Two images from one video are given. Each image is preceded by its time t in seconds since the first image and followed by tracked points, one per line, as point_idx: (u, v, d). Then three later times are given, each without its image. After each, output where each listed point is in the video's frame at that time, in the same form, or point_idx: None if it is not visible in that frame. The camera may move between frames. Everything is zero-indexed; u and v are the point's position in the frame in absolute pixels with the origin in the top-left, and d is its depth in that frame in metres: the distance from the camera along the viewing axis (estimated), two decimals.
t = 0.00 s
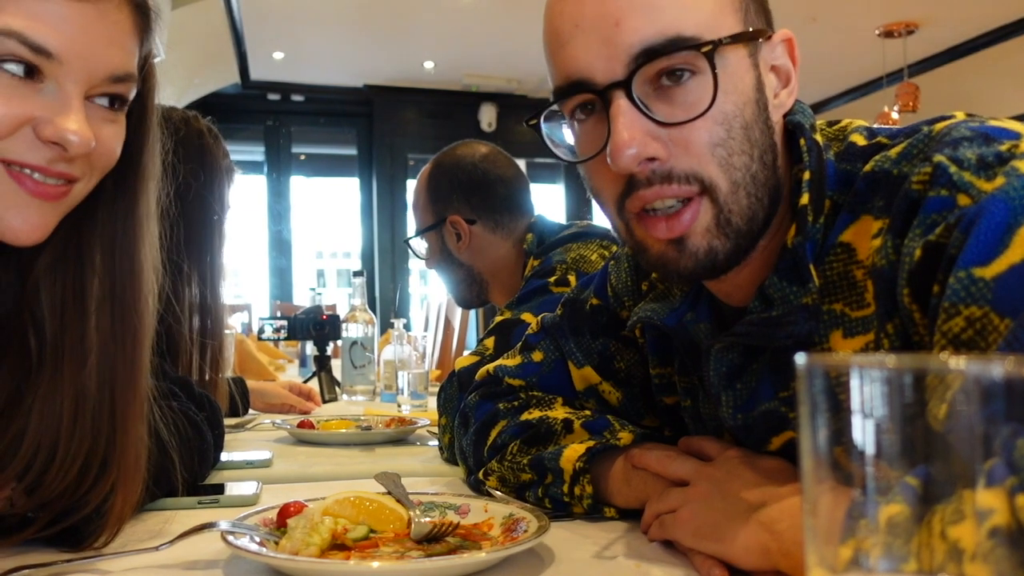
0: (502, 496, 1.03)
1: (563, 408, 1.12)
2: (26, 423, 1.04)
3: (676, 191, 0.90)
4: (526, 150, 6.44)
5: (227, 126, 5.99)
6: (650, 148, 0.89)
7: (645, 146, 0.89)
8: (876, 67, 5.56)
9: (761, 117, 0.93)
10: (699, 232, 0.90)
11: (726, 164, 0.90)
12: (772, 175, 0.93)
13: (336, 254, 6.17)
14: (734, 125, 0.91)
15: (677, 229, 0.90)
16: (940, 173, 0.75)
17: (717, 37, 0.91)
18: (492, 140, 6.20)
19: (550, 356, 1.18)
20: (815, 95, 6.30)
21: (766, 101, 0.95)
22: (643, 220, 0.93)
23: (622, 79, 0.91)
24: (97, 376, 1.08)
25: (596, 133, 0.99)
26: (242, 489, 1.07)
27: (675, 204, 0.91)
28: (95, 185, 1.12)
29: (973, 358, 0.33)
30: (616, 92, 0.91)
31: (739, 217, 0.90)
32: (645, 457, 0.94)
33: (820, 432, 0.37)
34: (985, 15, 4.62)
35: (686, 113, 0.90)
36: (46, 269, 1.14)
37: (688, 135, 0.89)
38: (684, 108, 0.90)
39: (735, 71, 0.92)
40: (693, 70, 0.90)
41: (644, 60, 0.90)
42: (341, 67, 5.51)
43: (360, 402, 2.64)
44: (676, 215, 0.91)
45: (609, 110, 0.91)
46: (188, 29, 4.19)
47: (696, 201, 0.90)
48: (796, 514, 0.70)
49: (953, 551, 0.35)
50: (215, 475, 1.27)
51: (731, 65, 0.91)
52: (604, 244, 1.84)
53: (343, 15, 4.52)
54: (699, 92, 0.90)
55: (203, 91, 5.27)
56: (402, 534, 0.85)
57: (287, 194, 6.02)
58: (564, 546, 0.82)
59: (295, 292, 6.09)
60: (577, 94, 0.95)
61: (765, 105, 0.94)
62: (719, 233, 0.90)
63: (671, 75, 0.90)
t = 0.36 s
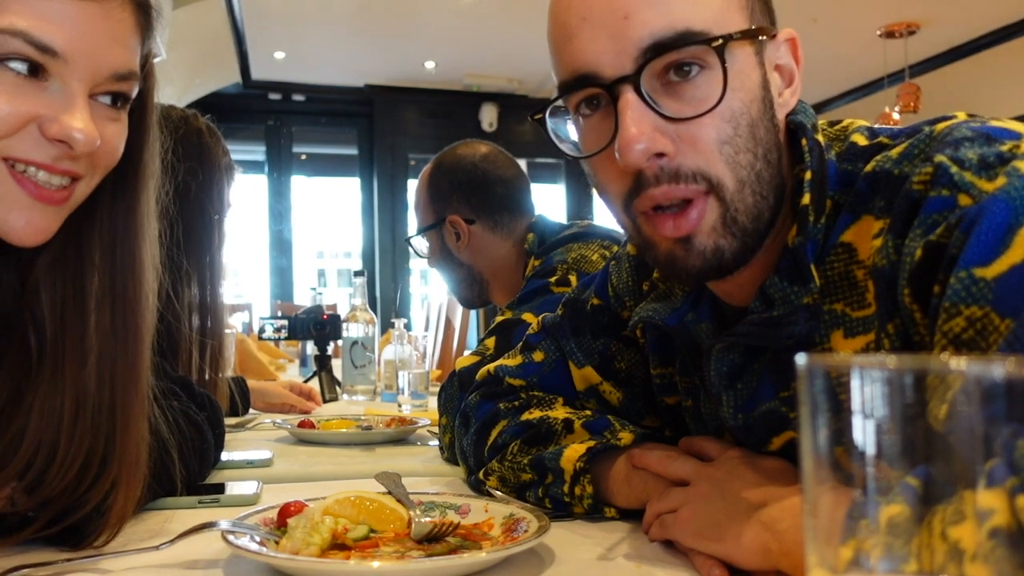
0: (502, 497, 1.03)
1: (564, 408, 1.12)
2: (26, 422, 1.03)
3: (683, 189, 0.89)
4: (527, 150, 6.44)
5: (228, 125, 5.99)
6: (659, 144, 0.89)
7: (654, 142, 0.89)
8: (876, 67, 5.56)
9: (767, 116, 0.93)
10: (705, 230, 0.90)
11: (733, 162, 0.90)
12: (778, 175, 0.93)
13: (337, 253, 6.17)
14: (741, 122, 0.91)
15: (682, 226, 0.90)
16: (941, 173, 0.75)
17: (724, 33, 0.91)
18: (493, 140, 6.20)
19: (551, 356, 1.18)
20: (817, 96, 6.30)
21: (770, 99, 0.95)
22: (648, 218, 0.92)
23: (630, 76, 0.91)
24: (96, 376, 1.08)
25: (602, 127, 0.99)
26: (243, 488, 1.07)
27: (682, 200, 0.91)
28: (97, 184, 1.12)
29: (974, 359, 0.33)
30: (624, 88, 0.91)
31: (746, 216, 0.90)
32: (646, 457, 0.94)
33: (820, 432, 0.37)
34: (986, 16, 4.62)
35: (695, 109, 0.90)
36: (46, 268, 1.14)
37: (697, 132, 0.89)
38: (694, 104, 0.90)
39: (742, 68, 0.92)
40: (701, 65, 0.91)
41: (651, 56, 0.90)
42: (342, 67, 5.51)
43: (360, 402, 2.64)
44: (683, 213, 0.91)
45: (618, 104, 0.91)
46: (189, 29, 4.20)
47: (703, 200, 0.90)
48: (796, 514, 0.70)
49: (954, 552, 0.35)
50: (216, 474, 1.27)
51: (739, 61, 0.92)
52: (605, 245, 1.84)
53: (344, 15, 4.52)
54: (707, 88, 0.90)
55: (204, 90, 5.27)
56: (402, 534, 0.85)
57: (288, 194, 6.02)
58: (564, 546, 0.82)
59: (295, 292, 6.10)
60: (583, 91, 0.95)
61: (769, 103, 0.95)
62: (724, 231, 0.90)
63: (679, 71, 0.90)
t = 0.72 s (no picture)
0: (502, 497, 1.04)
1: (565, 407, 1.12)
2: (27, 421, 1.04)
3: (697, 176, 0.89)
4: (527, 150, 6.44)
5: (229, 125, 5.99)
6: (671, 132, 0.89)
7: (666, 129, 0.89)
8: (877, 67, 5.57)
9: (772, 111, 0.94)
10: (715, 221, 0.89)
11: (743, 154, 0.89)
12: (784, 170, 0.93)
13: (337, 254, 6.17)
14: (749, 116, 0.91)
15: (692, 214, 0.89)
16: (941, 173, 0.75)
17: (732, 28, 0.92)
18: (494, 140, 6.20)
19: (552, 356, 1.18)
20: (817, 96, 6.29)
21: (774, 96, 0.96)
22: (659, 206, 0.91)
23: (643, 62, 0.91)
24: (96, 375, 1.08)
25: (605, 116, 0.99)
26: (243, 488, 1.07)
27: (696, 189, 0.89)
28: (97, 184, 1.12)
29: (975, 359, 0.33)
30: (637, 74, 0.90)
31: (754, 209, 0.90)
32: (646, 456, 0.94)
33: (821, 432, 0.37)
34: (987, 17, 4.62)
35: (705, 99, 0.90)
36: (48, 269, 1.14)
37: (710, 122, 0.89)
38: (706, 94, 0.90)
39: (749, 63, 0.92)
40: (713, 55, 0.91)
41: (664, 46, 0.90)
42: (343, 67, 5.51)
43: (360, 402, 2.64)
44: (690, 200, 0.90)
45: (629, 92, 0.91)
46: (190, 29, 4.20)
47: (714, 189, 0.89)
48: (796, 514, 0.70)
49: (954, 552, 0.35)
50: (216, 474, 1.27)
51: (749, 58, 0.92)
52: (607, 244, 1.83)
53: (345, 15, 4.52)
54: (718, 80, 0.91)
55: (204, 91, 5.28)
56: (402, 534, 0.85)
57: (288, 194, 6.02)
58: (564, 547, 0.82)
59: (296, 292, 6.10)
60: (586, 84, 0.96)
61: (774, 99, 0.95)
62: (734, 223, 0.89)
63: (692, 62, 0.91)
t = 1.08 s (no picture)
0: (503, 496, 1.04)
1: (566, 407, 1.12)
2: (64, 444, 1.13)
3: (610, 183, 0.97)
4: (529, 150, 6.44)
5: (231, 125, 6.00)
6: (589, 143, 0.97)
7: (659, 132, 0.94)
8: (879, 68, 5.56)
9: (721, 121, 0.94)
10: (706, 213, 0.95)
11: (652, 164, 0.94)
12: (733, 178, 0.94)
13: (338, 253, 6.17)
14: (665, 128, 0.93)
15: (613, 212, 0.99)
16: (956, 168, 0.75)
17: (650, 48, 0.93)
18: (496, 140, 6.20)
19: (555, 355, 1.18)
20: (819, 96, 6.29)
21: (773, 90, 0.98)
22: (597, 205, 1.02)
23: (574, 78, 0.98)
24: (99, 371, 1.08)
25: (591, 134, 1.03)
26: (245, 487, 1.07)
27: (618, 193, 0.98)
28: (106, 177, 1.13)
29: (976, 360, 0.34)
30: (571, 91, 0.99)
31: (673, 213, 0.95)
32: (647, 457, 0.94)
33: (822, 432, 0.37)
34: (989, 17, 4.62)
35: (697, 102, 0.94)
36: (99, 313, 1.21)
37: (621, 134, 0.95)
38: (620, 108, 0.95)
39: (684, 76, 0.93)
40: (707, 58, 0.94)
41: (587, 66, 0.96)
42: (344, 67, 5.52)
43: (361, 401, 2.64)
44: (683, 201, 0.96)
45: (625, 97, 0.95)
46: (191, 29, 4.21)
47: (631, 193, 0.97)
48: (797, 515, 0.71)
49: (956, 552, 0.35)
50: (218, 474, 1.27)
51: (670, 73, 0.93)
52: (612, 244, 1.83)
53: (347, 15, 4.53)
54: (637, 96, 0.94)
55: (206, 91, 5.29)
56: (404, 533, 0.85)
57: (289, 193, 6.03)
58: (565, 546, 0.82)
59: (297, 292, 6.11)
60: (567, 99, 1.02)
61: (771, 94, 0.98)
62: (654, 228, 0.96)
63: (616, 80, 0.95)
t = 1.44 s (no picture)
0: (503, 497, 1.04)
1: (567, 407, 1.12)
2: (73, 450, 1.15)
3: (607, 203, 0.97)
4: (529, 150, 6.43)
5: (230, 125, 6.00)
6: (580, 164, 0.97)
7: (652, 150, 0.93)
8: (879, 68, 5.56)
9: (712, 132, 0.94)
10: (706, 227, 0.95)
11: (647, 181, 0.94)
12: (727, 188, 0.94)
13: (339, 253, 6.18)
14: (657, 144, 0.93)
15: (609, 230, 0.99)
16: (954, 169, 0.75)
17: (636, 66, 0.93)
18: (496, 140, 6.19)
19: (555, 355, 1.18)
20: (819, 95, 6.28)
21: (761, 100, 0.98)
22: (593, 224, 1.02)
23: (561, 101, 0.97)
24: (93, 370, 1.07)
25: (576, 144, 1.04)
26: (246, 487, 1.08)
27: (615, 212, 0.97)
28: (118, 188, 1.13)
29: (975, 360, 0.34)
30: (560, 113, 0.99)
31: (671, 228, 0.94)
32: (647, 457, 0.94)
33: (822, 432, 0.37)
34: (988, 17, 4.61)
35: (686, 115, 0.94)
36: (106, 315, 1.21)
37: (614, 153, 0.95)
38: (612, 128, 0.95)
39: (672, 91, 0.93)
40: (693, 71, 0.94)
41: (574, 89, 0.96)
42: (344, 67, 5.52)
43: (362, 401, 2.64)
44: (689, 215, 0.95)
45: (615, 117, 0.94)
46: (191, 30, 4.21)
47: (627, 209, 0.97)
48: (797, 515, 0.71)
49: (956, 553, 0.35)
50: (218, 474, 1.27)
51: (659, 89, 0.93)
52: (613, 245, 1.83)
53: (345, 16, 4.53)
54: (625, 115, 0.94)
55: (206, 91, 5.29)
56: (404, 534, 0.85)
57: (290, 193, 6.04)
58: (565, 546, 0.82)
59: (298, 292, 6.11)
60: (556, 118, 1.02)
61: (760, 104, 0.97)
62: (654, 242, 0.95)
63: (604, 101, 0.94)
